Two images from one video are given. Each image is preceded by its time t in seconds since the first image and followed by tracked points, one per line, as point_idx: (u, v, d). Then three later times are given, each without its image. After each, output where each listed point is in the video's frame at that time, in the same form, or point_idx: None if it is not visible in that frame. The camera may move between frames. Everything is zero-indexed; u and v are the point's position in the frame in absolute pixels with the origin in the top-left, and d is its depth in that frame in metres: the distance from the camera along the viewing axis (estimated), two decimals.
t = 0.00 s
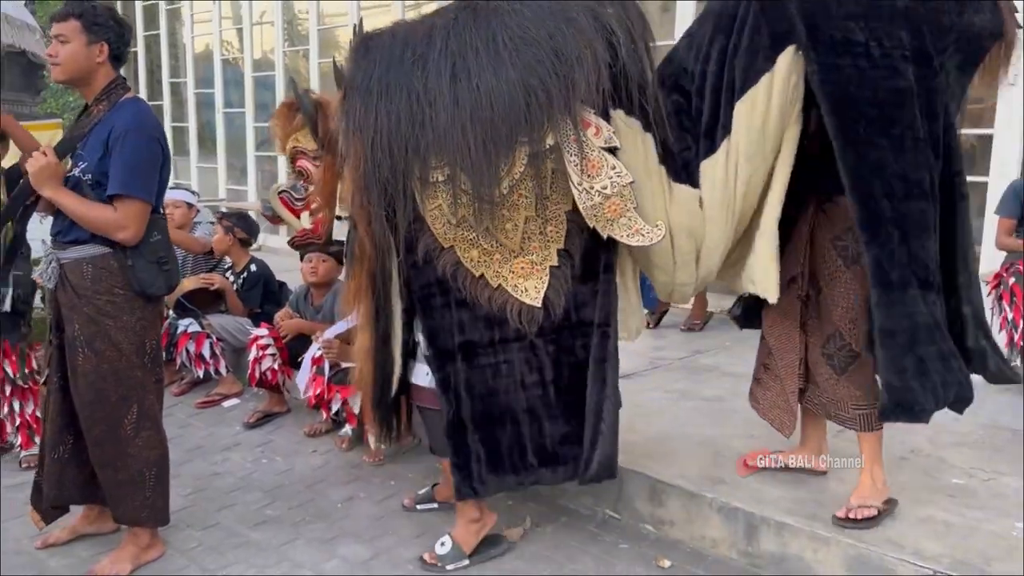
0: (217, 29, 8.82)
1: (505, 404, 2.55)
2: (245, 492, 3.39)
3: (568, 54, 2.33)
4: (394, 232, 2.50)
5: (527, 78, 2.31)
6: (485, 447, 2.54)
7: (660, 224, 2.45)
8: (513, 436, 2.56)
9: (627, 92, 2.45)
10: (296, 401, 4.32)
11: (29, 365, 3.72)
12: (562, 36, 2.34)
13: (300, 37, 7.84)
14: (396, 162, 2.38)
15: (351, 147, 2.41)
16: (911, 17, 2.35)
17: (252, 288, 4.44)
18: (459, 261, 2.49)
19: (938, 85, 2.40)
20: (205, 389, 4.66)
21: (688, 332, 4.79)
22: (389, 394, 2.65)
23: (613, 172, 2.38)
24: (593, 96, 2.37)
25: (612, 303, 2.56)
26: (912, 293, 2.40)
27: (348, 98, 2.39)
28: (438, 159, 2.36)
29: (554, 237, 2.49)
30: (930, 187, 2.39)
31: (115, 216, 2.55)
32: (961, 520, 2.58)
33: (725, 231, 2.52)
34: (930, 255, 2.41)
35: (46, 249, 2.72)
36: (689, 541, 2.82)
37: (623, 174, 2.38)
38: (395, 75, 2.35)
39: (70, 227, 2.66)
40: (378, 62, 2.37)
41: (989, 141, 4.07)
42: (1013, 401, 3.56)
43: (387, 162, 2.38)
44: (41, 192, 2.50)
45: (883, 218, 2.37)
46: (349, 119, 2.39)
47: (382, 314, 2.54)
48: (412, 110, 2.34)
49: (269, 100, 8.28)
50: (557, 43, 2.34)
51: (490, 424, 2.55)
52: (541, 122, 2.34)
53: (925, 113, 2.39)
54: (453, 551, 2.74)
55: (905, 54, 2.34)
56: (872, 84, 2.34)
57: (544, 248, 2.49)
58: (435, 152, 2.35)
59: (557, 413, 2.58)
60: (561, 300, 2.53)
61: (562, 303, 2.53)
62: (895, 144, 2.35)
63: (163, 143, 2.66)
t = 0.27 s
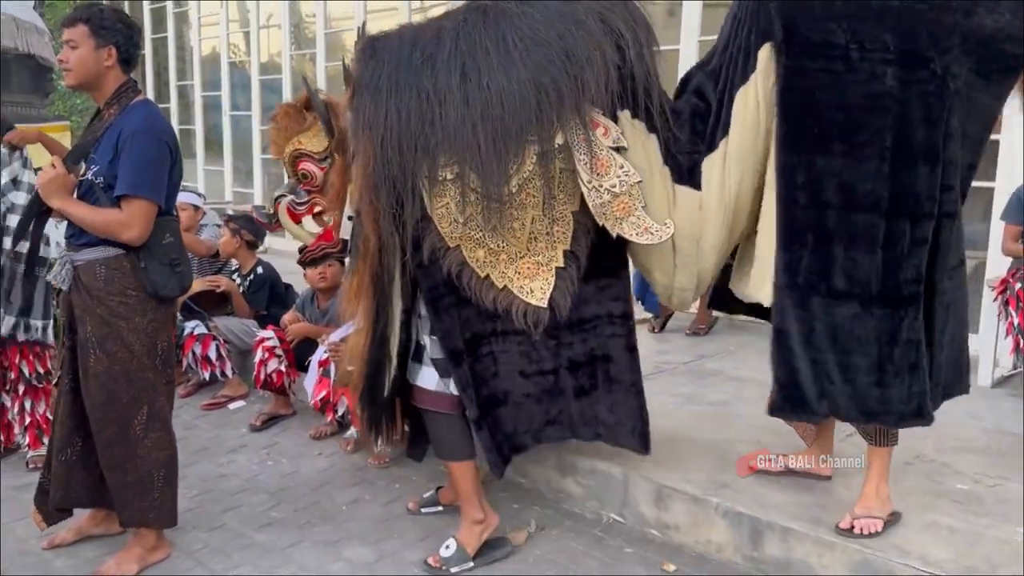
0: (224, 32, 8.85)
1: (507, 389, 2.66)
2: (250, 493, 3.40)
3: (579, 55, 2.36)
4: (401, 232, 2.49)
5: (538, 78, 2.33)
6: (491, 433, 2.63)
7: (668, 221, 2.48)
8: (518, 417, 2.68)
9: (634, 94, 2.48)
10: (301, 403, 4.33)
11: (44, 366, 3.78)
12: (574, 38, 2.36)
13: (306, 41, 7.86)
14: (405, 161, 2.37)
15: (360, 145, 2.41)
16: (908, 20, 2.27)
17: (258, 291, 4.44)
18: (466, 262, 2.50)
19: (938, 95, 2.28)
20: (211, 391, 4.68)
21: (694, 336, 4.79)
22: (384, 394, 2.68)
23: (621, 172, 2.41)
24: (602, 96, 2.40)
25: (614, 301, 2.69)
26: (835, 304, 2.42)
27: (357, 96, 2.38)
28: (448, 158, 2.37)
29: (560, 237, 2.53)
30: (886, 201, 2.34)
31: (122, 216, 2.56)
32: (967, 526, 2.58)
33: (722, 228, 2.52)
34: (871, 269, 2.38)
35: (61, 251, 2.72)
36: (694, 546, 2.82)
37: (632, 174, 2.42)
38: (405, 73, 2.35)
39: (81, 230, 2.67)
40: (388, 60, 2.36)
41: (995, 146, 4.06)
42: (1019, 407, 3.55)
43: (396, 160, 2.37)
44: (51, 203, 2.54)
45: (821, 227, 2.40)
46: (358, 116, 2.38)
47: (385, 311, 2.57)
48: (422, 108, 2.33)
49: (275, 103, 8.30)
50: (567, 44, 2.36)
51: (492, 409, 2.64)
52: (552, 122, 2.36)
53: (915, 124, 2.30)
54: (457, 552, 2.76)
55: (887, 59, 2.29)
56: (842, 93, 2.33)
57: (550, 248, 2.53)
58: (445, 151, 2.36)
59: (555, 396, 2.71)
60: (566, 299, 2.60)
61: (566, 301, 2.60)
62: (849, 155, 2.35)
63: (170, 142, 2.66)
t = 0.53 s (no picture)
0: (230, 34, 8.87)
1: (515, 378, 2.69)
2: (254, 495, 3.41)
3: (592, 56, 2.37)
4: (418, 235, 2.48)
5: (553, 80, 2.35)
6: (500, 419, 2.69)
7: (682, 219, 2.49)
8: (526, 403, 2.71)
9: (646, 93, 2.49)
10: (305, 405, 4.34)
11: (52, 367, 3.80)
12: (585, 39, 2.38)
13: (311, 43, 7.87)
14: (422, 164, 2.37)
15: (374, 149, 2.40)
16: (905, 23, 2.19)
17: (263, 292, 4.45)
18: (482, 264, 2.50)
19: (929, 103, 2.20)
20: (215, 392, 4.69)
21: (698, 339, 4.78)
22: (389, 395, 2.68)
23: (636, 171, 2.45)
24: (615, 97, 2.42)
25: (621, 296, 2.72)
26: (788, 297, 2.41)
27: (370, 100, 2.37)
28: (465, 160, 2.37)
29: (574, 238, 2.54)
30: (849, 202, 2.31)
31: (127, 222, 2.58)
32: (971, 531, 2.57)
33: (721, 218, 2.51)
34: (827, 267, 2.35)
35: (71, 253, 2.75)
36: (698, 550, 2.81)
37: (646, 173, 2.45)
38: (418, 77, 2.34)
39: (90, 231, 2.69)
40: (399, 64, 2.36)
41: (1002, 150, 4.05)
42: None
43: (413, 164, 2.36)
44: (60, 209, 2.57)
45: (781, 222, 2.38)
46: (372, 120, 2.37)
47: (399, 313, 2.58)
48: (438, 111, 2.34)
49: (280, 105, 8.32)
50: (580, 46, 2.37)
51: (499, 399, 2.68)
52: (567, 124, 2.38)
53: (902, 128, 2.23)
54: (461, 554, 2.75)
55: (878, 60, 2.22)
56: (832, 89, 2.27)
57: (564, 248, 2.54)
58: (462, 153, 2.37)
59: (561, 383, 2.73)
60: (581, 298, 2.59)
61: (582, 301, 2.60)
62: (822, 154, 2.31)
63: (176, 144, 2.67)
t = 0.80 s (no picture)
0: (234, 35, 8.88)
1: (526, 379, 2.68)
2: (256, 496, 3.41)
3: (600, 59, 2.38)
4: (433, 242, 2.45)
5: (565, 82, 2.35)
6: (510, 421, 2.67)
7: (694, 216, 2.51)
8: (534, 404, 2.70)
9: (654, 93, 2.50)
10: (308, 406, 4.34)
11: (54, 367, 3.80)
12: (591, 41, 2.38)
13: (315, 44, 7.88)
14: (436, 170, 2.35)
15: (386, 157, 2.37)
16: (909, 27, 2.21)
17: (266, 294, 4.44)
18: (498, 269, 2.47)
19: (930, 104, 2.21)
20: (218, 393, 4.69)
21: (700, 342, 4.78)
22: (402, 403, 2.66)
23: (647, 171, 2.43)
24: (625, 97, 2.43)
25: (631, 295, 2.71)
26: (778, 284, 2.43)
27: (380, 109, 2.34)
28: (480, 165, 2.35)
29: (589, 239, 2.52)
30: (843, 195, 2.32)
31: (124, 222, 2.56)
32: (974, 536, 2.56)
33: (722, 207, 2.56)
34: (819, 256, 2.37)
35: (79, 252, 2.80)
36: (700, 553, 2.81)
37: (657, 172, 2.44)
38: (428, 84, 2.33)
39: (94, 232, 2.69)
40: (408, 71, 2.34)
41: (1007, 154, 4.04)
42: None
43: (427, 170, 2.34)
44: (61, 210, 2.57)
45: (777, 211, 2.40)
46: (383, 129, 2.34)
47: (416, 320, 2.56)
48: (451, 117, 2.33)
49: (284, 106, 8.33)
50: (588, 48, 2.38)
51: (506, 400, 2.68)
52: (579, 126, 2.38)
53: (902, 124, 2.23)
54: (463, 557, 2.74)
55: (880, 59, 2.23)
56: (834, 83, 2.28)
57: (579, 250, 2.51)
58: (476, 158, 2.35)
59: (571, 384, 2.73)
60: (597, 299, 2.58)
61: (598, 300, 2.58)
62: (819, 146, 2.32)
63: (179, 147, 2.66)
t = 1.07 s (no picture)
0: (237, 36, 8.89)
1: (540, 391, 2.66)
2: (257, 497, 3.41)
3: (616, 73, 2.39)
4: (455, 259, 2.46)
5: (583, 95, 2.36)
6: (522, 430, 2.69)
7: (711, 222, 2.50)
8: (546, 413, 2.69)
9: (665, 106, 2.53)
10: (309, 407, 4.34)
11: (56, 366, 3.81)
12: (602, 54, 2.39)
13: (318, 45, 7.89)
14: (459, 187, 2.34)
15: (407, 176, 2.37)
16: (931, 37, 2.21)
17: (268, 294, 4.42)
18: (521, 283, 2.47)
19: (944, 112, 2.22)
20: (220, 393, 4.69)
21: (702, 344, 4.77)
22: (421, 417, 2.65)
23: (665, 180, 2.45)
24: (640, 110, 2.45)
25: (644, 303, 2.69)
26: (807, 287, 2.43)
27: (401, 130, 2.35)
28: (502, 180, 2.36)
29: (608, 249, 2.53)
30: (872, 198, 2.31)
31: (130, 226, 2.58)
32: (976, 539, 2.55)
33: (742, 216, 2.54)
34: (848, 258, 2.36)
35: (80, 252, 2.80)
36: (701, 555, 2.80)
37: (674, 181, 2.46)
38: (446, 102, 2.34)
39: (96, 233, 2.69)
40: (425, 90, 2.35)
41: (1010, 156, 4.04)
42: None
43: (450, 188, 2.34)
44: (65, 211, 2.57)
45: (806, 216, 2.41)
46: (404, 147, 2.34)
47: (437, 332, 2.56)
48: (471, 134, 2.33)
49: (286, 107, 8.33)
50: (604, 63, 2.39)
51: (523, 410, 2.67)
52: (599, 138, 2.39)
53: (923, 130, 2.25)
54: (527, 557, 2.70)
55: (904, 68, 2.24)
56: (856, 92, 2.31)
57: (599, 259, 2.52)
58: (498, 174, 2.35)
59: (585, 398, 2.72)
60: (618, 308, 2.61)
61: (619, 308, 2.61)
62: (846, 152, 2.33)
63: (182, 148, 2.66)
